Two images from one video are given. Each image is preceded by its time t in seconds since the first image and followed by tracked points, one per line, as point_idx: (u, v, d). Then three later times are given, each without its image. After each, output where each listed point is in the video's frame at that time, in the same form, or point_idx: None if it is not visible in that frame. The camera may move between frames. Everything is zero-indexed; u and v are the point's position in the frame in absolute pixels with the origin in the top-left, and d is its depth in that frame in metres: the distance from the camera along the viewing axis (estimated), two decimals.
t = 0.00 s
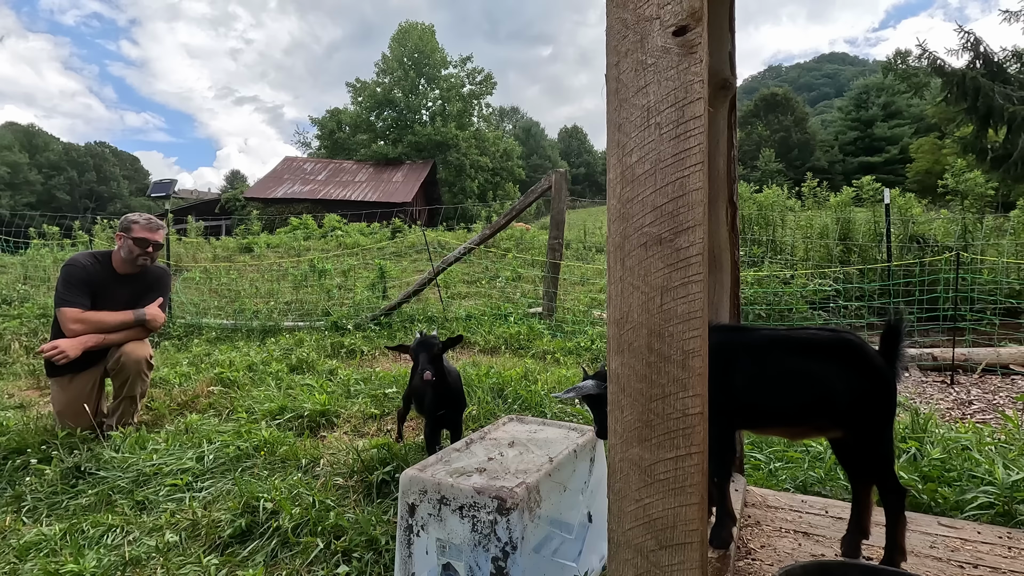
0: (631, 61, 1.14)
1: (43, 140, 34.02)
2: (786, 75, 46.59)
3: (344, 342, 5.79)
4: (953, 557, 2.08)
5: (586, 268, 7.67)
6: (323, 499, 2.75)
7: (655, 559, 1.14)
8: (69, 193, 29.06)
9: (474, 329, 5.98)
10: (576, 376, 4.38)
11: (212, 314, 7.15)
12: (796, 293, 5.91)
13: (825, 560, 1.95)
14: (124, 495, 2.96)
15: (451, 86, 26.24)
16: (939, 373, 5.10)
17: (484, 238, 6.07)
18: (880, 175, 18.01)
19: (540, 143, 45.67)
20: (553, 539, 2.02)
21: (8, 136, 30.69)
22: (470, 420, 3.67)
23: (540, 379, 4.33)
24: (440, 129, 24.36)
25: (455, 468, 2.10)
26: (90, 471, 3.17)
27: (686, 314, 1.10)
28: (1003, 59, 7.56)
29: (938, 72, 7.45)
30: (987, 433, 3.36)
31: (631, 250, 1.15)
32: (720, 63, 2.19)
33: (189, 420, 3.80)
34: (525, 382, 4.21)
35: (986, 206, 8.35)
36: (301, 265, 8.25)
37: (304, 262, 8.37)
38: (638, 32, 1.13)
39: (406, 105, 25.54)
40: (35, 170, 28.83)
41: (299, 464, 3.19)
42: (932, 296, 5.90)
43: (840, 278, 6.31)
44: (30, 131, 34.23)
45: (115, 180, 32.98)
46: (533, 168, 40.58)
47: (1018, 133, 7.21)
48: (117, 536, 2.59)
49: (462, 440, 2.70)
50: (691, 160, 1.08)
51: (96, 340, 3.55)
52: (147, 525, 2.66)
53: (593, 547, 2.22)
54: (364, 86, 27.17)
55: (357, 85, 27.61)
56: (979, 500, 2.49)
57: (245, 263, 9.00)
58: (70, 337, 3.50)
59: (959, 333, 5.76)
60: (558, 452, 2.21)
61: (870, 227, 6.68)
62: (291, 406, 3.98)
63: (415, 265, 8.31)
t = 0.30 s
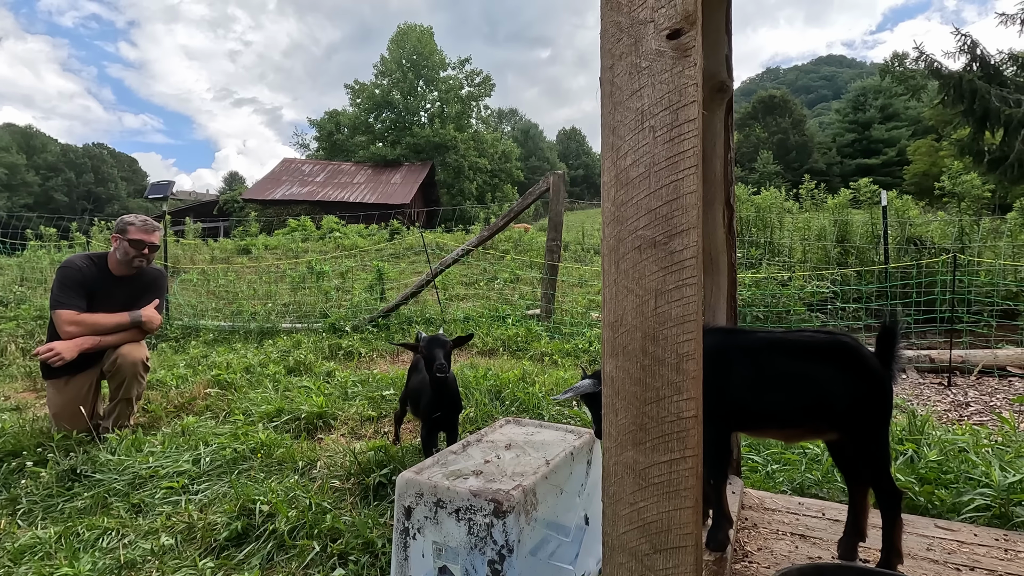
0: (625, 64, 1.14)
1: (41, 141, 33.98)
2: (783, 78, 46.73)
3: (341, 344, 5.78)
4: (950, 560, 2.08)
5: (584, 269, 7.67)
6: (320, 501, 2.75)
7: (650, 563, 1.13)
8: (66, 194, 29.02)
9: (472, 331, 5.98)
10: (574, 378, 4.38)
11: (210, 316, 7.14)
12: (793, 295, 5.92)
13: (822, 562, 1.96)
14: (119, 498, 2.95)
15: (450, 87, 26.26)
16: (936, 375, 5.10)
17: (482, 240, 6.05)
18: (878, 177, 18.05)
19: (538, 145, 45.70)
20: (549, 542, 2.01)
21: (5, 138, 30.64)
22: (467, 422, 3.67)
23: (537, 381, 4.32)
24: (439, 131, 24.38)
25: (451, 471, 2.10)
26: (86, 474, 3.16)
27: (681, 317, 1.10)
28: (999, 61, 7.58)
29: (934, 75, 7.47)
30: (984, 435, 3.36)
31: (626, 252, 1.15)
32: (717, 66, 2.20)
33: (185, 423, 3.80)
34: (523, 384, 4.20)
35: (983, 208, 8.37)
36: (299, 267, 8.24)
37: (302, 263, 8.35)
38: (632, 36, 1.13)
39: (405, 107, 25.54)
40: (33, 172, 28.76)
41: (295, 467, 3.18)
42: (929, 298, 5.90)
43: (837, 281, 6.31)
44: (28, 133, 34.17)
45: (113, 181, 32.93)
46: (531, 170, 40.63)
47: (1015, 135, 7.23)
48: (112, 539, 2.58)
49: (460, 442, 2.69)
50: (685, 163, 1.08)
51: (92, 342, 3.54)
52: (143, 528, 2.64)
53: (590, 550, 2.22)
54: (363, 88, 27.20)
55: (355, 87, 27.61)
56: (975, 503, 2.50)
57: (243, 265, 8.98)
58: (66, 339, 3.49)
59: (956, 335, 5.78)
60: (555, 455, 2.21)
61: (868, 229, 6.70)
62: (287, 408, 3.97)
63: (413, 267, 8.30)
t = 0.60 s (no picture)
0: (626, 64, 1.14)
1: (39, 142, 33.95)
2: (782, 79, 46.78)
3: (341, 345, 5.78)
4: (949, 560, 2.08)
5: (583, 270, 7.68)
6: (319, 502, 2.74)
7: (650, 562, 1.14)
8: (65, 195, 29.02)
9: (472, 332, 5.98)
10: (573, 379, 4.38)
11: (209, 316, 7.13)
12: (792, 296, 5.92)
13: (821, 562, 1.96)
14: (118, 498, 2.95)
15: (449, 88, 26.26)
16: (935, 376, 5.11)
17: (481, 241, 6.04)
18: (876, 179, 18.07)
19: (537, 146, 45.74)
20: (549, 542, 2.01)
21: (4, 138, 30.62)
22: (466, 422, 3.67)
23: (537, 382, 4.32)
24: (438, 132, 24.39)
25: (451, 471, 2.10)
26: (85, 474, 3.16)
27: (682, 317, 1.10)
28: (997, 63, 7.59)
29: (933, 76, 7.47)
30: (983, 436, 3.36)
31: (627, 252, 1.16)
32: (717, 67, 2.20)
33: (184, 423, 3.80)
34: (522, 385, 4.20)
35: (981, 210, 8.40)
36: (298, 267, 8.24)
37: (301, 264, 8.35)
38: (633, 37, 1.13)
39: (404, 108, 25.55)
40: (32, 173, 28.75)
41: (295, 467, 3.18)
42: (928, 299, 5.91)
43: (836, 282, 6.32)
44: (26, 133, 34.14)
45: (112, 181, 32.91)
46: (530, 171, 40.67)
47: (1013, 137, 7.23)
48: (112, 540, 2.57)
49: (459, 443, 2.70)
50: (685, 164, 1.08)
51: (91, 343, 3.54)
52: (142, 529, 2.64)
53: (590, 550, 2.22)
54: (362, 89, 27.21)
55: (355, 88, 27.62)
56: (974, 503, 2.50)
57: (242, 265, 8.98)
58: (65, 339, 3.49)
59: (954, 336, 5.79)
60: (555, 455, 2.21)
61: (867, 231, 6.71)
62: (287, 409, 3.97)
63: (413, 268, 8.31)
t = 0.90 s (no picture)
0: (624, 65, 1.14)
1: (38, 143, 33.94)
2: (781, 80, 46.83)
3: (340, 346, 5.78)
4: (948, 561, 2.08)
5: (582, 271, 7.69)
6: (317, 503, 2.74)
7: (648, 564, 1.13)
8: (64, 196, 29.02)
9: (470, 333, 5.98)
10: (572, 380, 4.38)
11: (208, 317, 7.13)
12: (791, 297, 5.92)
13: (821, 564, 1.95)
14: (116, 500, 2.94)
15: (448, 89, 26.27)
16: (933, 377, 5.12)
17: (480, 242, 6.03)
18: (875, 180, 18.10)
19: (537, 147, 45.78)
20: (548, 543, 2.01)
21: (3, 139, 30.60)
22: (465, 424, 3.67)
23: (536, 383, 4.32)
24: (437, 133, 24.40)
25: (450, 472, 2.10)
26: (83, 476, 3.15)
27: (679, 318, 1.10)
28: (996, 65, 7.60)
29: (931, 78, 7.47)
30: (982, 437, 3.37)
31: (625, 254, 1.16)
32: (715, 68, 2.20)
33: (183, 424, 3.79)
34: (521, 386, 4.20)
35: (979, 211, 8.41)
36: (297, 268, 8.24)
37: (300, 265, 8.34)
38: (631, 38, 1.13)
39: (403, 109, 25.55)
40: (31, 174, 28.74)
41: (293, 469, 3.18)
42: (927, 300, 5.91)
43: (835, 282, 6.32)
44: (25, 134, 34.14)
45: (111, 182, 32.92)
46: (529, 172, 40.70)
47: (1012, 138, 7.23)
48: (109, 541, 2.57)
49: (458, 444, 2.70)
50: (683, 165, 1.08)
51: (89, 344, 3.53)
52: (140, 530, 2.64)
53: (588, 551, 2.22)
54: (361, 90, 27.21)
55: (354, 89, 27.62)
56: (973, 504, 2.50)
57: (241, 266, 8.98)
58: (63, 340, 3.48)
59: (953, 338, 5.79)
60: (554, 456, 2.21)
61: (866, 232, 6.71)
62: (285, 410, 3.97)
63: (412, 269, 8.31)
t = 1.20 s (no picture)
0: (626, 65, 1.14)
1: (37, 143, 33.96)
2: (780, 82, 46.91)
3: (339, 347, 5.78)
4: (948, 562, 2.07)
5: (582, 272, 7.69)
6: (317, 504, 2.73)
7: (650, 564, 1.13)
8: (64, 196, 29.03)
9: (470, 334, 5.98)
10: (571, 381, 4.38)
11: (207, 317, 7.13)
12: (791, 298, 5.91)
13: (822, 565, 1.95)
14: (116, 500, 2.94)
15: (448, 90, 26.29)
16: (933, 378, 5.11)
17: (480, 243, 6.02)
18: (874, 181, 18.12)
19: (536, 148, 45.81)
20: (548, 544, 2.00)
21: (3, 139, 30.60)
22: (465, 425, 3.67)
23: (536, 384, 4.32)
24: (437, 134, 24.42)
25: (450, 473, 2.09)
26: (82, 477, 3.15)
27: (681, 317, 1.10)
28: (995, 66, 7.61)
29: (930, 79, 7.49)
30: (982, 438, 3.36)
31: (626, 253, 1.15)
32: (715, 68, 2.21)
33: (182, 425, 3.79)
34: (521, 387, 4.20)
35: (978, 212, 8.42)
36: (297, 269, 8.24)
37: (300, 266, 8.34)
38: (632, 37, 1.13)
39: (403, 110, 25.56)
40: (30, 174, 28.74)
41: (293, 469, 3.17)
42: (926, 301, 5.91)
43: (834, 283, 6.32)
44: (25, 135, 34.14)
45: (111, 183, 32.90)
46: (529, 173, 40.71)
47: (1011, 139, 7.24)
48: (109, 542, 2.56)
49: (458, 445, 2.69)
50: (685, 164, 1.09)
51: (88, 344, 3.53)
52: (140, 531, 2.63)
53: (589, 552, 2.21)
54: (361, 91, 27.21)
55: (354, 90, 27.64)
56: (973, 505, 2.50)
57: (241, 267, 8.97)
58: (61, 341, 3.48)
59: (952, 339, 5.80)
60: (554, 457, 2.21)
61: (866, 233, 6.70)
62: (285, 410, 3.96)
63: (412, 270, 8.30)
